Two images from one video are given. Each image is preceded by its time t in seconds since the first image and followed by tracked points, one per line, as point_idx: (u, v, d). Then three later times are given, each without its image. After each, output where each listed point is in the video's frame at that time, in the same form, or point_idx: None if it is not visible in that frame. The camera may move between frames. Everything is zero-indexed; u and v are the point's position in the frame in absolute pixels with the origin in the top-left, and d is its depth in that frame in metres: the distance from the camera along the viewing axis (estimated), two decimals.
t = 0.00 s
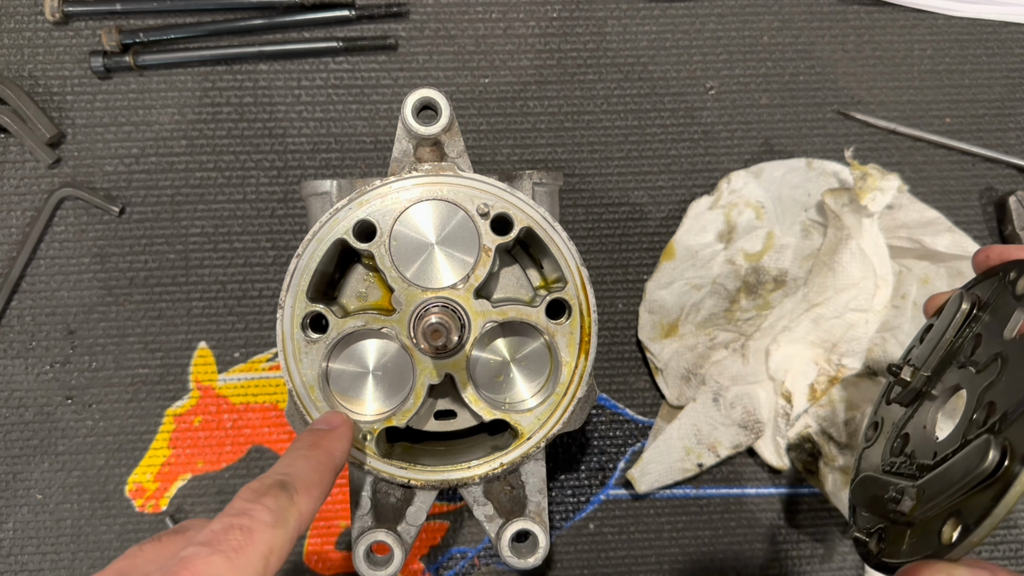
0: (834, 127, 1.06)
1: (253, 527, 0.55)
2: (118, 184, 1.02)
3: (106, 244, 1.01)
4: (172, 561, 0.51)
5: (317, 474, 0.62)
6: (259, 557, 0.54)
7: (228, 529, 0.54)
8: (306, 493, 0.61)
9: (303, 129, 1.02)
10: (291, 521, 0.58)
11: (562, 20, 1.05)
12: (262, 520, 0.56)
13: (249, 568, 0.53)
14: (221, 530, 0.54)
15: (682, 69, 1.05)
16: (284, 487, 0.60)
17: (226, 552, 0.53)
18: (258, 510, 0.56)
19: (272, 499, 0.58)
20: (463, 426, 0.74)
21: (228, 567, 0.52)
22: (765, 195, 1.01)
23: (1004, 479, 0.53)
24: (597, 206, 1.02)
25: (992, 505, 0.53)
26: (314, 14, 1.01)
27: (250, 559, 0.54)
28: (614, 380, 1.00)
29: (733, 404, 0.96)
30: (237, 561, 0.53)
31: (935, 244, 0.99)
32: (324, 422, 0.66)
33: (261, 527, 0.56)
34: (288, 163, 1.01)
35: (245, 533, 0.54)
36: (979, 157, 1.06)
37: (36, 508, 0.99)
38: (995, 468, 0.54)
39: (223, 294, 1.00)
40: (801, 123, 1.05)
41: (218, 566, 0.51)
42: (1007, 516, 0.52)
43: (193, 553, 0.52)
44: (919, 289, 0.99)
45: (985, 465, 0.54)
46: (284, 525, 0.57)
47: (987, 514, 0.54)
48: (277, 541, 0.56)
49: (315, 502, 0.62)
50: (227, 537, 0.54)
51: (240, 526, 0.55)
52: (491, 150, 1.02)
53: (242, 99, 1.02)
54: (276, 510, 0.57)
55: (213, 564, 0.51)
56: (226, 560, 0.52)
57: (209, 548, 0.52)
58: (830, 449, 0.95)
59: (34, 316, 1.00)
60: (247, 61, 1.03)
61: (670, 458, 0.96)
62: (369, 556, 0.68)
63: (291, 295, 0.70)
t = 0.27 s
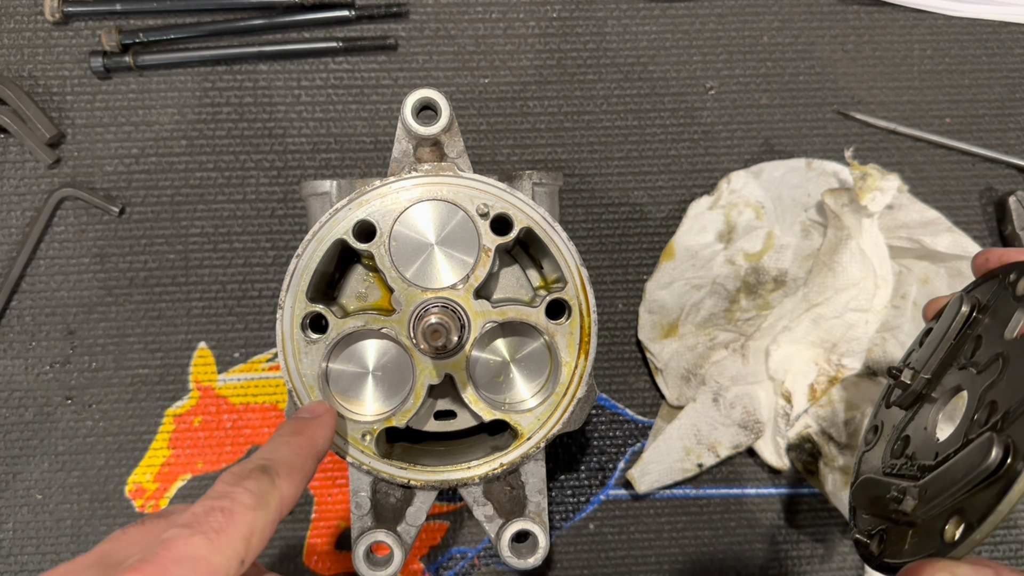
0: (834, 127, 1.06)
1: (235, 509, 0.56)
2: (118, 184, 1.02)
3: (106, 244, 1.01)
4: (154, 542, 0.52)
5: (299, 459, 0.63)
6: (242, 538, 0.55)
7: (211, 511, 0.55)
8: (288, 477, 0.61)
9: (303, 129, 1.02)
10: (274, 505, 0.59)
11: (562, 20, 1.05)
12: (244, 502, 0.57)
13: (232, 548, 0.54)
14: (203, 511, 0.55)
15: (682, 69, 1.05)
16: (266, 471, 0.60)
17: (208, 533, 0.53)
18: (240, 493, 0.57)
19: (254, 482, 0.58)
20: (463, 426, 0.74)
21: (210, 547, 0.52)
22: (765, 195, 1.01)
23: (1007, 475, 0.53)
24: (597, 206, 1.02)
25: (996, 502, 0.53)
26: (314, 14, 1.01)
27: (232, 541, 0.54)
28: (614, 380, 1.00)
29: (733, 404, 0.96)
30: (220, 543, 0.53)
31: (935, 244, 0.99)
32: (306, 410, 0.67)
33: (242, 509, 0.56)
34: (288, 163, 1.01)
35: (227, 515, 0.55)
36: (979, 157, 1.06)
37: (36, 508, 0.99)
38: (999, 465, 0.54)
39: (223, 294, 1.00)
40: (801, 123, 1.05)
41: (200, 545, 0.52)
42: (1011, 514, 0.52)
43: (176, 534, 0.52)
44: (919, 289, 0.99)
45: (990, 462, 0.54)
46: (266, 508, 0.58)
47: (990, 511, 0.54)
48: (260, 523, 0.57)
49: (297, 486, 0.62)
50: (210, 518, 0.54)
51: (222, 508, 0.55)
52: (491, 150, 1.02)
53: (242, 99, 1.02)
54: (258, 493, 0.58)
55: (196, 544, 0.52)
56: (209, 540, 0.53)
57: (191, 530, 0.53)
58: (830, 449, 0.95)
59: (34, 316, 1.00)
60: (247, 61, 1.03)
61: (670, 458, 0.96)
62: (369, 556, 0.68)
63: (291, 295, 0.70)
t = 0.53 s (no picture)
0: (834, 127, 1.06)
1: (185, 434, 0.55)
2: (118, 184, 1.02)
3: (106, 244, 1.01)
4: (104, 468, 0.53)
5: (259, 390, 0.62)
6: (193, 466, 0.54)
7: (159, 437, 0.55)
8: (245, 403, 0.61)
9: (303, 129, 1.02)
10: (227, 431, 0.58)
11: (562, 20, 1.05)
12: (195, 428, 0.56)
13: (182, 475, 0.54)
14: (151, 437, 0.55)
15: (682, 69, 1.05)
16: (222, 398, 0.60)
17: (155, 459, 0.53)
18: (191, 418, 0.57)
19: (206, 410, 0.58)
20: (463, 426, 0.74)
21: (158, 474, 0.53)
22: (765, 195, 1.01)
23: (1003, 481, 0.53)
24: (597, 206, 1.02)
25: (993, 508, 0.53)
26: (314, 14, 1.01)
27: (182, 468, 0.54)
28: (614, 380, 1.00)
29: (733, 404, 0.96)
30: (169, 469, 0.53)
31: (935, 244, 0.99)
32: (272, 345, 0.67)
33: (195, 435, 0.56)
34: (288, 163, 1.01)
35: (178, 441, 0.55)
36: (980, 157, 1.06)
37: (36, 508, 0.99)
38: (996, 471, 0.54)
39: (223, 294, 1.00)
40: (801, 123, 1.05)
41: (147, 473, 0.52)
42: (1007, 519, 0.52)
43: (124, 461, 0.53)
44: (919, 289, 0.99)
45: (986, 467, 0.54)
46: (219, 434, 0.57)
47: (987, 516, 0.54)
48: (214, 450, 0.56)
49: (254, 414, 0.62)
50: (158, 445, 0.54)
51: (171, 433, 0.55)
52: (491, 150, 1.02)
53: (242, 99, 1.02)
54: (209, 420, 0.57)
55: (143, 471, 0.52)
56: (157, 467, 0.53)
57: (138, 457, 0.53)
58: (830, 449, 0.95)
59: (34, 316, 1.00)
60: (247, 61, 1.03)
61: (670, 458, 0.96)
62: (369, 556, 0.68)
63: (291, 295, 0.70)
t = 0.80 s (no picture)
0: (834, 127, 1.06)
1: (205, 390, 0.54)
2: (118, 184, 1.02)
3: (106, 244, 1.01)
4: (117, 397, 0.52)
5: (291, 371, 0.60)
6: (202, 419, 0.53)
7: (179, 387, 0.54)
8: (279, 376, 0.59)
9: (303, 129, 1.02)
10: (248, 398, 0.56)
11: (562, 20, 1.05)
12: (217, 387, 0.55)
13: (190, 425, 0.53)
14: (174, 386, 0.54)
15: (682, 69, 1.05)
16: (257, 364, 0.58)
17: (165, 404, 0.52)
18: (218, 377, 0.55)
19: (232, 370, 0.57)
20: (463, 426, 0.74)
21: (164, 418, 0.52)
22: (765, 195, 1.01)
23: (1010, 487, 0.53)
24: (597, 206, 1.02)
25: (1000, 512, 0.53)
26: (314, 14, 1.01)
27: (189, 419, 0.53)
28: (614, 380, 1.00)
29: (733, 404, 0.96)
30: (176, 416, 0.52)
31: (935, 244, 0.99)
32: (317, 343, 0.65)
33: (212, 391, 0.55)
34: (288, 163, 1.01)
35: (193, 391, 0.54)
36: (979, 157, 1.06)
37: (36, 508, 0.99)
38: (1002, 476, 0.53)
39: (223, 294, 1.00)
40: (801, 123, 1.05)
41: (154, 415, 0.51)
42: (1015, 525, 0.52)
43: (137, 396, 0.52)
44: (919, 289, 0.99)
45: (993, 473, 0.54)
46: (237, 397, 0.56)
47: (994, 522, 0.54)
48: (226, 410, 0.55)
49: (284, 391, 0.59)
50: (174, 392, 0.53)
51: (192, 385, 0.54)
52: (491, 150, 1.02)
53: (242, 99, 1.02)
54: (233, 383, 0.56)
55: (150, 411, 0.51)
56: (164, 411, 0.52)
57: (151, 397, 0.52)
58: (830, 449, 0.95)
59: (34, 316, 1.00)
60: (247, 61, 1.03)
61: (670, 458, 0.96)
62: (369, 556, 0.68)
63: (291, 294, 0.70)
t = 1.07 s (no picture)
0: (834, 127, 1.06)
1: (216, 306, 0.51)
2: (118, 184, 1.02)
3: (106, 244, 1.01)
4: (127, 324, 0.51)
5: (313, 272, 0.57)
6: (217, 345, 0.52)
7: (191, 302, 0.52)
8: (295, 288, 0.56)
9: (303, 129, 1.02)
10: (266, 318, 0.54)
11: (562, 20, 1.05)
12: (229, 302, 0.52)
13: (202, 352, 0.51)
14: (186, 300, 0.52)
15: (682, 69, 1.05)
16: (275, 273, 0.55)
17: (175, 328, 0.51)
18: (230, 291, 0.52)
19: (248, 286, 0.53)
20: (463, 426, 0.74)
21: (176, 343, 0.50)
22: (765, 194, 1.01)
23: (1014, 492, 0.53)
24: (597, 206, 1.02)
25: (1004, 518, 0.53)
26: (314, 14, 1.01)
27: (201, 345, 0.51)
28: (614, 380, 1.00)
29: (733, 404, 0.96)
30: (187, 344, 0.51)
31: (936, 244, 0.99)
32: (345, 222, 0.62)
33: (226, 312, 0.52)
34: (288, 163, 1.01)
35: (206, 314, 0.51)
36: (980, 157, 1.06)
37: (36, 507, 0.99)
38: (1006, 481, 0.53)
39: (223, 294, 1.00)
40: (801, 123, 1.05)
41: (162, 343, 0.50)
42: (1019, 530, 0.52)
43: (149, 320, 0.51)
44: (919, 289, 0.99)
45: (996, 478, 0.54)
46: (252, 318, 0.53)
47: (997, 527, 0.54)
48: (244, 330, 0.52)
49: (304, 303, 0.56)
50: (186, 312, 0.51)
51: (206, 301, 0.52)
52: (491, 150, 1.02)
53: (242, 99, 1.02)
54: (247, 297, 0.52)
55: (159, 338, 0.50)
56: (173, 338, 0.50)
57: (160, 320, 0.51)
58: (830, 449, 0.94)
59: (34, 316, 1.00)
60: (247, 61, 1.03)
61: (670, 458, 0.96)
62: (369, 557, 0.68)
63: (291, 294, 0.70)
